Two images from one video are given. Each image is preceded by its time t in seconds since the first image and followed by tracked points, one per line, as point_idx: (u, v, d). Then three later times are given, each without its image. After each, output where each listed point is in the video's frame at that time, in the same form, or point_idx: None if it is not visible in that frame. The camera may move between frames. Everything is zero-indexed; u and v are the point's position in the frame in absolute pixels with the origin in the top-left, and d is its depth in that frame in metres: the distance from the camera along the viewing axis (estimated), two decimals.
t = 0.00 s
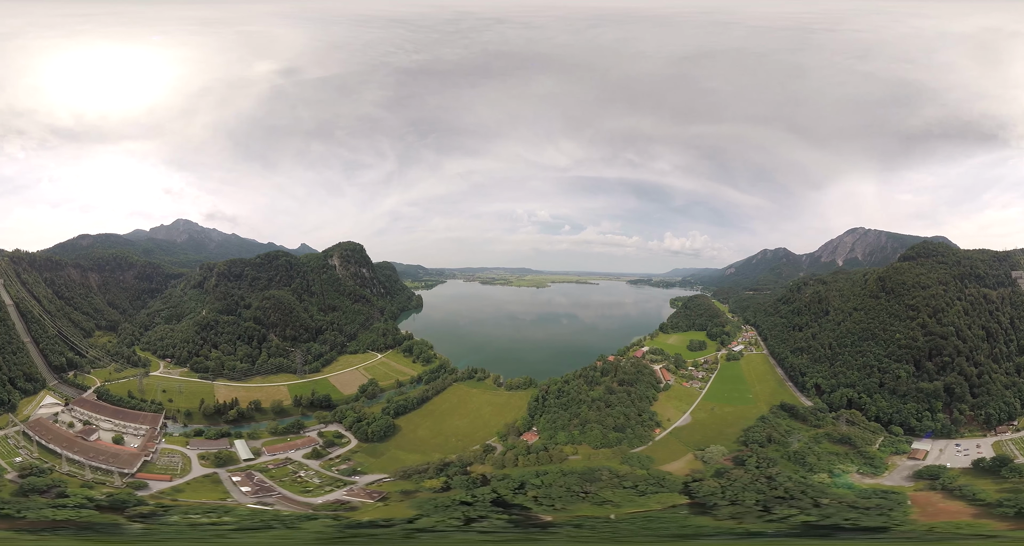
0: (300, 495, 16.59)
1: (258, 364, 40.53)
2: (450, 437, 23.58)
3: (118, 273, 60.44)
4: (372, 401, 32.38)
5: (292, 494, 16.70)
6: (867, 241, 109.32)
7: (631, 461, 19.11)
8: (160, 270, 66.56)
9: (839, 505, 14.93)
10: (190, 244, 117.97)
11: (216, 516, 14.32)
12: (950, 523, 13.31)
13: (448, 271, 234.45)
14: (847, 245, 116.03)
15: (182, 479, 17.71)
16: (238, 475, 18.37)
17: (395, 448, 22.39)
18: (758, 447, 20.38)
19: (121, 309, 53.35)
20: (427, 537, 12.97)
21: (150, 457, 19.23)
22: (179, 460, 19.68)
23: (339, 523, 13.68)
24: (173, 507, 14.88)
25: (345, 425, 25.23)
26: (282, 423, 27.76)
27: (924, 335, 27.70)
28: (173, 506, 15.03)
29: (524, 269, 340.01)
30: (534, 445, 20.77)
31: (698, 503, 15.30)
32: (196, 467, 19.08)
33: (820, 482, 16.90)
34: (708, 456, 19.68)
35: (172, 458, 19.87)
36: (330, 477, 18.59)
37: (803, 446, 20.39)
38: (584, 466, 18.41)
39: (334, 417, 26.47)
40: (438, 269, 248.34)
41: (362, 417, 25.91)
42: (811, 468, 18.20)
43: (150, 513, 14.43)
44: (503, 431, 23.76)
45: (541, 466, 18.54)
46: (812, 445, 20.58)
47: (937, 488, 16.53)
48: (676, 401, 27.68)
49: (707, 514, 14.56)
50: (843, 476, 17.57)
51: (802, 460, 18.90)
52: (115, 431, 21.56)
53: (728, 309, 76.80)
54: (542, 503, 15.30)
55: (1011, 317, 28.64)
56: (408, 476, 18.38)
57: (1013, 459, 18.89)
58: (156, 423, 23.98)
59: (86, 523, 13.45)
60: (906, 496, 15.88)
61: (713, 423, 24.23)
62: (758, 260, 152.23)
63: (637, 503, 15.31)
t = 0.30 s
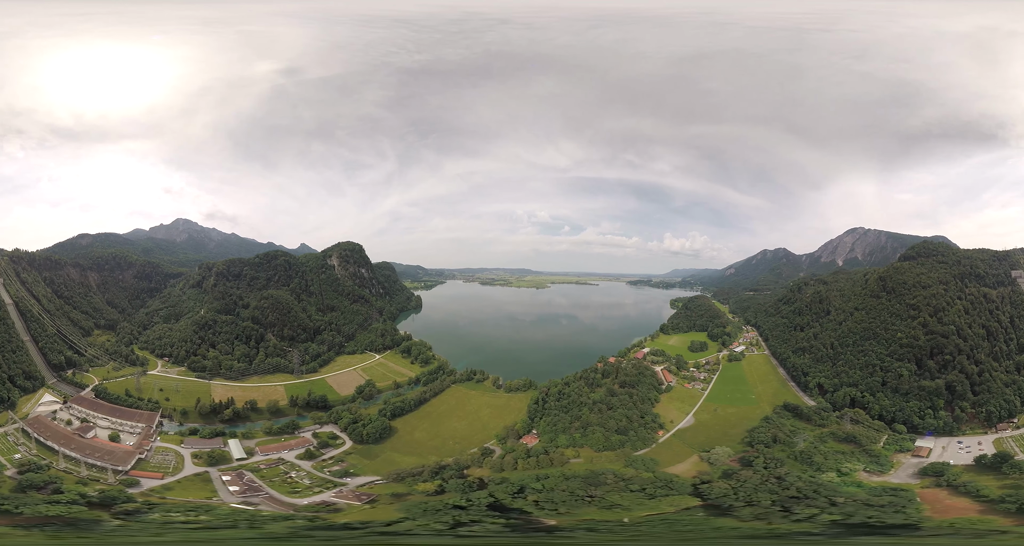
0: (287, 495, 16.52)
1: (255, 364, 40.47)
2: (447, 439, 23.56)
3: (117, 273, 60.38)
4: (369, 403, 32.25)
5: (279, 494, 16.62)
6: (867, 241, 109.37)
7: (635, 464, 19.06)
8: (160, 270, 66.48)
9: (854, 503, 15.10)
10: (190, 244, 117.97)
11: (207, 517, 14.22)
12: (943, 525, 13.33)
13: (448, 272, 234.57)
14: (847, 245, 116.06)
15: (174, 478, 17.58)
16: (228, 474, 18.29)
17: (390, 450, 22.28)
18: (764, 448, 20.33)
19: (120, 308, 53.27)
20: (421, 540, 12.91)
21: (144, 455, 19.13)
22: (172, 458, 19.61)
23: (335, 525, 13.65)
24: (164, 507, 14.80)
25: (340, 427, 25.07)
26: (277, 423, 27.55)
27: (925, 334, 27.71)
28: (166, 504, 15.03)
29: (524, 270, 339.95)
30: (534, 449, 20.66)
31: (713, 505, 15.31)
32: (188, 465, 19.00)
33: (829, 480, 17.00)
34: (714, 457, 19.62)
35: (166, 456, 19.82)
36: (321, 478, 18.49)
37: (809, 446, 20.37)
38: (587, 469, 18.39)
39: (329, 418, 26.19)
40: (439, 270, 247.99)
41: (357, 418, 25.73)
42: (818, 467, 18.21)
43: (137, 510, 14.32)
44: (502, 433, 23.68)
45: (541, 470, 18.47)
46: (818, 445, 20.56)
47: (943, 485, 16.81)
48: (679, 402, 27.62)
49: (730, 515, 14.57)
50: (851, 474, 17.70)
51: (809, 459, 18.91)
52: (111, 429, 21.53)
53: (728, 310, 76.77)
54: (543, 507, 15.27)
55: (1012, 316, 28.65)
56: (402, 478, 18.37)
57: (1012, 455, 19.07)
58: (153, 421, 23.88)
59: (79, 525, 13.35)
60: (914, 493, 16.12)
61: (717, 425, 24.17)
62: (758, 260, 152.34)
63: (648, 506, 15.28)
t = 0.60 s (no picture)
0: (274, 496, 16.49)
1: (252, 363, 40.38)
2: (445, 442, 23.52)
3: (116, 273, 60.26)
4: (366, 404, 32.10)
5: (268, 495, 16.62)
6: (867, 240, 109.52)
7: (641, 466, 18.98)
8: (159, 269, 66.35)
9: (869, 499, 15.34)
10: (190, 243, 117.89)
11: (194, 519, 14.00)
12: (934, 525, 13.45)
13: (447, 273, 233.98)
14: (847, 245, 116.15)
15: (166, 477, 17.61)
16: (219, 474, 18.30)
17: (385, 452, 22.17)
18: (770, 448, 20.27)
19: (119, 308, 53.16)
20: (416, 543, 12.82)
21: (138, 453, 19.26)
22: (166, 456, 19.56)
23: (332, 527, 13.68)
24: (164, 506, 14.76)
25: (335, 428, 24.84)
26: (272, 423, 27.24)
27: (927, 333, 27.75)
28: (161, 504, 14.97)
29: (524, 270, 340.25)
30: (535, 453, 20.54)
31: (732, 506, 15.33)
32: (181, 464, 19.12)
33: (840, 479, 17.15)
34: (720, 458, 19.57)
35: (160, 453, 19.90)
36: (312, 479, 18.41)
37: (815, 445, 20.35)
38: (592, 473, 18.39)
39: (325, 419, 25.90)
40: (438, 270, 247.54)
41: (353, 419, 25.31)
42: (826, 466, 18.28)
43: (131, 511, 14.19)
44: (502, 437, 23.57)
45: (544, 473, 18.39)
46: (824, 443, 20.57)
47: (949, 481, 16.89)
48: (681, 404, 27.53)
49: (758, 515, 14.65)
50: (858, 473, 17.81)
51: (817, 458, 18.95)
52: (107, 427, 21.62)
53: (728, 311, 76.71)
54: (547, 511, 15.17)
55: (1012, 315, 28.73)
56: (394, 481, 18.39)
57: (1012, 451, 19.34)
58: (149, 418, 23.54)
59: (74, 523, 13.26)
60: (922, 489, 16.33)
61: (721, 426, 24.12)
62: (758, 260, 152.57)
63: (663, 509, 15.21)
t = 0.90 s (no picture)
0: (259, 497, 16.38)
1: (249, 363, 40.30)
2: (443, 446, 23.37)
3: (116, 272, 60.23)
4: (363, 406, 31.98)
5: (252, 495, 16.49)
6: (867, 240, 109.62)
7: (649, 470, 18.86)
8: (158, 268, 66.30)
9: (876, 498, 15.32)
10: (190, 243, 117.92)
11: (187, 519, 13.97)
12: (931, 525, 13.40)
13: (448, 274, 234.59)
14: (847, 244, 116.24)
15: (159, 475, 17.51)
16: (207, 473, 18.18)
17: (379, 456, 22.07)
18: (777, 447, 20.24)
19: (118, 306, 53.11)
20: None
21: (132, 450, 19.20)
22: (158, 454, 19.61)
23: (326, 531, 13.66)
24: (152, 506, 14.67)
25: (330, 430, 24.80)
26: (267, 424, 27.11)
27: (928, 331, 27.74)
28: (149, 503, 14.82)
29: (524, 271, 340.32)
30: (536, 457, 20.42)
31: (754, 507, 15.32)
32: (172, 462, 19.07)
33: (850, 476, 17.17)
34: (729, 459, 19.52)
35: (153, 451, 19.85)
36: (301, 481, 18.31)
37: (822, 443, 20.33)
38: (598, 476, 18.34)
39: (320, 421, 26.06)
40: (438, 271, 247.66)
41: (348, 422, 25.36)
42: (836, 464, 18.25)
43: (126, 510, 14.06)
44: (502, 441, 23.39)
45: (549, 478, 18.26)
46: (830, 442, 20.55)
47: (952, 477, 16.91)
48: (685, 405, 27.51)
49: (787, 514, 14.76)
50: (866, 470, 17.80)
51: (824, 457, 18.94)
52: (104, 424, 21.54)
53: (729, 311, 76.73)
54: (555, 516, 15.05)
55: (1011, 313, 28.76)
56: (386, 485, 18.35)
57: (1013, 446, 19.44)
58: (145, 417, 23.55)
59: (53, 520, 13.36)
60: (928, 485, 16.34)
61: (726, 426, 24.12)
62: (759, 259, 152.84)
63: (683, 511, 15.12)
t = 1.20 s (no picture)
0: (243, 497, 16.16)
1: (246, 363, 40.22)
2: (440, 449, 23.06)
3: (115, 271, 60.14)
4: (359, 408, 31.75)
5: (237, 495, 16.32)
6: (867, 239, 109.95)
7: (658, 473, 18.63)
8: (157, 268, 66.19)
9: (880, 494, 15.49)
10: (190, 242, 117.92)
11: (173, 520, 13.80)
12: (932, 524, 13.27)
13: (447, 275, 233.54)
14: (847, 243, 116.48)
15: (153, 473, 17.52)
16: (197, 471, 18.04)
17: (372, 458, 21.67)
18: (785, 447, 20.17)
19: (117, 305, 52.99)
20: None
21: (126, 447, 19.19)
22: (152, 452, 19.65)
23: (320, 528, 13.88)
24: (145, 505, 14.64)
25: (324, 431, 24.76)
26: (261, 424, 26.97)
27: (929, 329, 27.75)
28: (139, 504, 14.60)
29: (524, 272, 340.43)
30: (537, 461, 20.12)
31: (777, 507, 15.19)
32: (164, 460, 19.05)
33: (860, 475, 17.09)
34: (738, 460, 19.44)
35: (147, 449, 19.89)
36: (289, 482, 18.05)
37: (828, 442, 20.34)
38: (603, 479, 18.15)
39: (314, 422, 25.99)
40: (438, 273, 247.24)
41: (343, 423, 25.38)
42: (843, 463, 18.19)
43: (119, 511, 13.89)
44: (501, 444, 23.00)
45: (553, 483, 17.99)
46: (836, 440, 20.58)
47: (956, 473, 16.97)
48: (689, 406, 27.46)
49: (812, 513, 14.57)
50: (874, 467, 17.79)
51: (832, 455, 18.91)
52: (100, 421, 21.45)
53: (730, 311, 76.74)
54: (569, 522, 14.51)
55: (1012, 311, 28.77)
56: (376, 489, 17.88)
57: (1015, 442, 19.53)
58: (140, 415, 23.67)
59: (42, 516, 13.31)
60: (934, 481, 16.35)
61: (731, 427, 24.03)
62: (758, 260, 153.00)
63: (708, 513, 14.89)
